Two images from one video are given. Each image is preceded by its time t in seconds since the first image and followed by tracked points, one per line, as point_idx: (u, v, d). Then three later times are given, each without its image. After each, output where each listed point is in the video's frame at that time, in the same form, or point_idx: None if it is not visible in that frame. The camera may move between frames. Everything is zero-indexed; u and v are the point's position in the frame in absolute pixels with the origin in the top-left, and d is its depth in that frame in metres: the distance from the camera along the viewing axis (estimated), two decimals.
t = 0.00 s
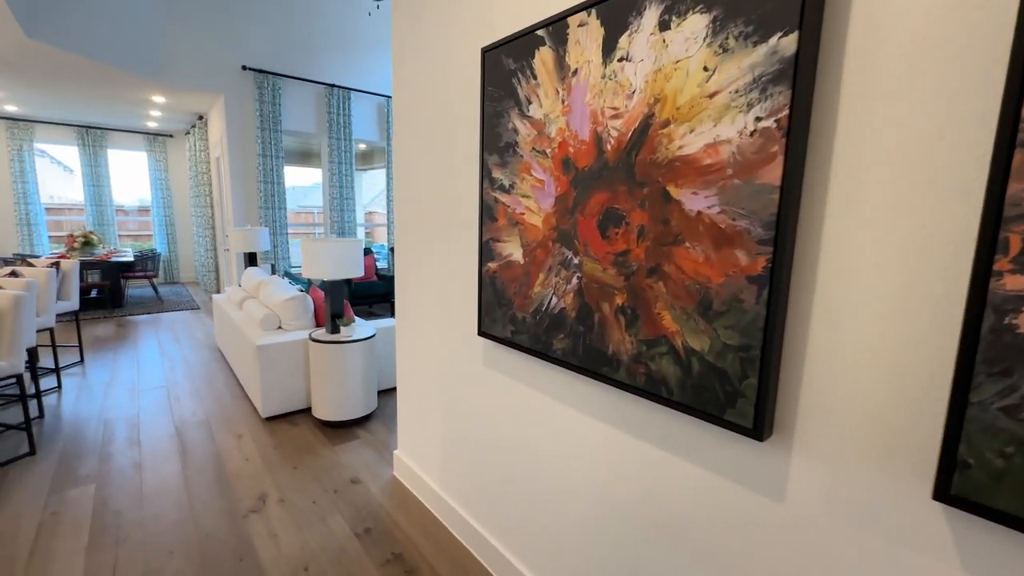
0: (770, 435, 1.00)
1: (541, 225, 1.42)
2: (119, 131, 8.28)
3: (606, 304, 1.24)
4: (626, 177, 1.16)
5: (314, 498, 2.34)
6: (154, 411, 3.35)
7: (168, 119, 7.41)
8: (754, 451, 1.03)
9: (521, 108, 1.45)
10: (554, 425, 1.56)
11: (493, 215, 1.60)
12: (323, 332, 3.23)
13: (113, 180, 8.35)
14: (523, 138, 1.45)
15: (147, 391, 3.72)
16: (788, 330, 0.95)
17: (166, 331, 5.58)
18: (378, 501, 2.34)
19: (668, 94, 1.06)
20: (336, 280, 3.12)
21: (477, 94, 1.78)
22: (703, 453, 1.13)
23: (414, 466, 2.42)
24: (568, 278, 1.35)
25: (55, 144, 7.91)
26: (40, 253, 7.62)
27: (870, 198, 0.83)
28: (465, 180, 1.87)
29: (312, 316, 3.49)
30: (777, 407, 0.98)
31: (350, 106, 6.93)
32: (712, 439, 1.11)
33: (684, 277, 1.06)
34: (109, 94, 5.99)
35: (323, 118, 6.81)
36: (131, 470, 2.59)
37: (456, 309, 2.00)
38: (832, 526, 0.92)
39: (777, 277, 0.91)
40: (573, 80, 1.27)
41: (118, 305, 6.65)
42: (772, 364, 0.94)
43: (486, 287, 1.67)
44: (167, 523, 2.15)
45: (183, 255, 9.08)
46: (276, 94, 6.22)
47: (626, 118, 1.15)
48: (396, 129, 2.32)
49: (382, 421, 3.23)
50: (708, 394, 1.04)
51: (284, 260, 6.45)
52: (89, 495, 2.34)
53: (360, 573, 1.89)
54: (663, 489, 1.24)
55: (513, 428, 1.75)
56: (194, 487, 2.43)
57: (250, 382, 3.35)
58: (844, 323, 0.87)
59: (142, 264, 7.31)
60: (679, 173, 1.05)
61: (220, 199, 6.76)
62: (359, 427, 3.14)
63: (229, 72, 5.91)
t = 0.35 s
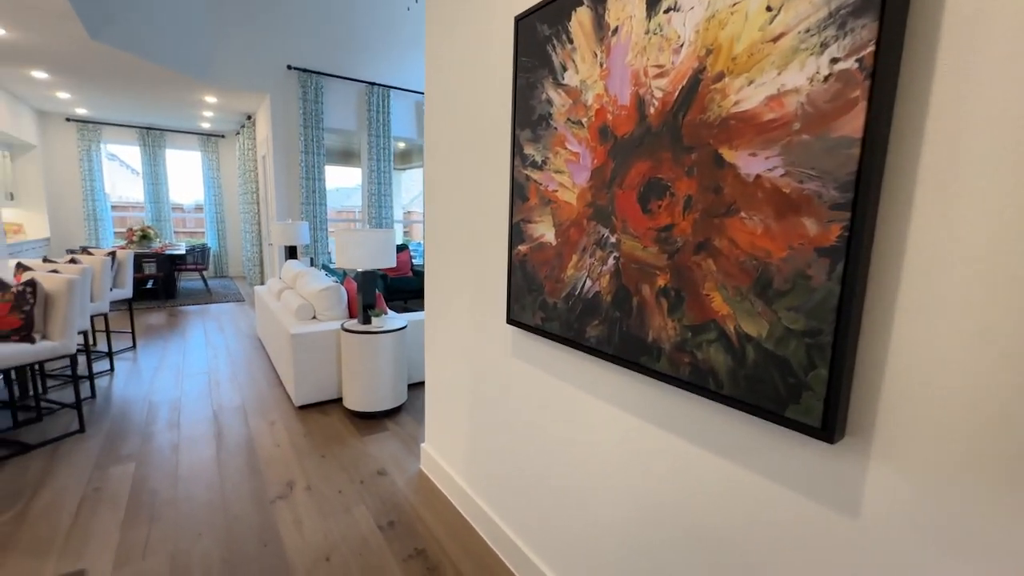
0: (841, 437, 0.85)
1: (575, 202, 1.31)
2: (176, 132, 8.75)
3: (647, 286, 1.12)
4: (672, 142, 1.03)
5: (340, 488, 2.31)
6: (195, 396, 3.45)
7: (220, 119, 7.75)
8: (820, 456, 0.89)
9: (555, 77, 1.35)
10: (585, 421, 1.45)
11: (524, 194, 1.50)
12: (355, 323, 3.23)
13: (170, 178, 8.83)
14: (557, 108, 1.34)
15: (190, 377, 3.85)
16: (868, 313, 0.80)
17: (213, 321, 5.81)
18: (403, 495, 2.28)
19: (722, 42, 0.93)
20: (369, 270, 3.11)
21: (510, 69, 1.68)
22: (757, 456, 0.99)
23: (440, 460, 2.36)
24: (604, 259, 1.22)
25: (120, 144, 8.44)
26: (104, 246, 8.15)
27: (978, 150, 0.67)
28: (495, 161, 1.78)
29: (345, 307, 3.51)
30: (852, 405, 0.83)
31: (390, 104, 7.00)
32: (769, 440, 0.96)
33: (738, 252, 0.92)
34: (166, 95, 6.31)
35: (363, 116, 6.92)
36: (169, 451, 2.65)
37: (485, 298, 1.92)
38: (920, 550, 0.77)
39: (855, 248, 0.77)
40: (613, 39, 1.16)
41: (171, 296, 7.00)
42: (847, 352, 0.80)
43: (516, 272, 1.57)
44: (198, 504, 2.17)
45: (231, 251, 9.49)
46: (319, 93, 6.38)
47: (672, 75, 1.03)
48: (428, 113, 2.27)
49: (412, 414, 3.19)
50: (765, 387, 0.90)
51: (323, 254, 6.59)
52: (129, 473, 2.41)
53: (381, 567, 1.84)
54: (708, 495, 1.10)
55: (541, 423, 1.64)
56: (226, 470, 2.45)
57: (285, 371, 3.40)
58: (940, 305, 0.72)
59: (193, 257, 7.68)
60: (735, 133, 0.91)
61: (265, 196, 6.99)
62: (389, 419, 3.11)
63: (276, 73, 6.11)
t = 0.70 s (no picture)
0: (981, 462, 0.66)
1: (629, 183, 1.17)
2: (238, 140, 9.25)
3: (716, 274, 0.96)
4: (749, 103, 0.88)
5: (374, 489, 2.25)
6: (242, 390, 3.53)
7: (277, 127, 8.11)
8: (945, 484, 0.71)
9: (608, 46, 1.22)
10: (636, 429, 1.30)
11: (571, 178, 1.38)
12: (395, 321, 3.19)
13: (231, 184, 9.34)
14: (611, 80, 1.21)
15: (240, 371, 3.96)
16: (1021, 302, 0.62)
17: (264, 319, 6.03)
18: (438, 500, 2.19)
19: None
20: (409, 269, 3.08)
21: (557, 45, 1.56)
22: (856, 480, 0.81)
23: (477, 466, 2.25)
24: (663, 244, 1.07)
25: (188, 152, 9.02)
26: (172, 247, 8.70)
27: None
28: (538, 146, 1.67)
29: (387, 306, 3.49)
30: (996, 421, 0.65)
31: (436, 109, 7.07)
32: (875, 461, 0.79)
33: (837, 228, 0.76)
34: (229, 103, 6.66)
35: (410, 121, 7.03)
36: (214, 442, 2.70)
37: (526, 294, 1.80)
38: None
39: (1008, 216, 0.59)
40: None
41: (228, 294, 7.36)
42: (991, 352, 0.62)
43: (561, 263, 1.44)
44: (237, 496, 2.17)
45: (285, 253, 9.91)
46: (368, 99, 6.55)
47: (750, 26, 0.88)
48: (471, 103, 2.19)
49: (449, 416, 3.11)
50: (872, 395, 0.73)
51: (369, 257, 6.71)
52: (175, 462, 2.45)
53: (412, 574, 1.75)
54: (786, 522, 0.93)
55: (586, 430, 1.50)
56: (265, 465, 2.45)
57: (327, 368, 3.41)
58: None
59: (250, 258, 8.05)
60: (833, 84, 0.75)
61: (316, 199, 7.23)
62: (426, 421, 3.05)
63: (328, 79, 6.34)
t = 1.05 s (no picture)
0: None
1: (703, 161, 1.00)
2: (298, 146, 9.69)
3: (818, 265, 0.78)
4: (871, 49, 0.69)
5: (414, 494, 2.16)
6: (292, 386, 3.59)
7: (334, 132, 8.41)
8: None
9: (679, 5, 1.06)
10: (704, 448, 1.12)
11: (632, 160, 1.22)
12: (440, 321, 3.12)
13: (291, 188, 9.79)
14: (681, 44, 1.05)
15: (291, 367, 4.05)
16: None
17: (317, 318, 6.21)
18: (478, 510, 2.07)
19: None
20: (455, 267, 3.00)
21: (616, 17, 1.41)
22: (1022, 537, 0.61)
23: (520, 475, 2.11)
24: (746, 232, 0.90)
25: (253, 159, 9.55)
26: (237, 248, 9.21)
27: None
28: (591, 130, 1.52)
29: (431, 306, 3.44)
30: None
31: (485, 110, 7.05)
32: None
33: (1008, 200, 0.56)
34: (289, 110, 6.96)
35: (460, 123, 7.05)
36: (261, 436, 2.73)
37: (576, 293, 1.65)
38: None
39: None
40: None
41: (286, 293, 7.67)
42: None
43: (618, 257, 1.29)
44: (279, 492, 2.15)
45: (339, 254, 10.25)
46: (419, 102, 6.63)
47: None
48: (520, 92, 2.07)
49: (493, 421, 3.00)
50: None
51: (417, 258, 6.76)
52: (223, 454, 2.49)
53: None
54: None
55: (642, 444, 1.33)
56: (308, 462, 2.44)
57: (372, 366, 3.40)
58: None
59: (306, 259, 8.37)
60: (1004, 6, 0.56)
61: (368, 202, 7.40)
62: (469, 425, 2.95)
63: (381, 84, 6.48)
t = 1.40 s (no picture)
0: None
1: (776, 143, 0.83)
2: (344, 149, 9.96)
3: (937, 271, 0.60)
4: None
5: (444, 506, 2.07)
6: (329, 385, 3.61)
7: (378, 134, 8.55)
8: None
9: None
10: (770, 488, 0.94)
11: (686, 148, 1.06)
12: (475, 324, 3.03)
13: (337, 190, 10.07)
14: (749, 8, 0.89)
15: (330, 366, 4.09)
16: None
17: (358, 317, 6.30)
18: (510, 526, 1.95)
19: None
20: (491, 269, 2.90)
21: None
22: None
23: (555, 492, 1.98)
24: (834, 229, 0.73)
25: (302, 162, 9.88)
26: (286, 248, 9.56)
27: None
28: (635, 117, 1.37)
29: (467, 308, 3.36)
30: None
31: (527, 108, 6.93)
32: None
33: None
34: (335, 113, 7.12)
35: (501, 122, 6.97)
36: (296, 435, 2.73)
37: (618, 299, 1.50)
38: None
39: None
40: None
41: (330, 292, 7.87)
42: None
43: (667, 259, 1.13)
44: (309, 495, 2.12)
45: (382, 255, 10.44)
46: (460, 102, 6.61)
47: None
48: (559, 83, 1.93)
49: (529, 430, 2.87)
50: None
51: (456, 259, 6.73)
52: (259, 453, 2.50)
53: None
54: None
55: (691, 472, 1.17)
56: (340, 465, 2.40)
57: (406, 368, 3.36)
58: None
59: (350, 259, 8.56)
60: None
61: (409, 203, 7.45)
62: (504, 433, 2.84)
63: (422, 85, 6.50)
